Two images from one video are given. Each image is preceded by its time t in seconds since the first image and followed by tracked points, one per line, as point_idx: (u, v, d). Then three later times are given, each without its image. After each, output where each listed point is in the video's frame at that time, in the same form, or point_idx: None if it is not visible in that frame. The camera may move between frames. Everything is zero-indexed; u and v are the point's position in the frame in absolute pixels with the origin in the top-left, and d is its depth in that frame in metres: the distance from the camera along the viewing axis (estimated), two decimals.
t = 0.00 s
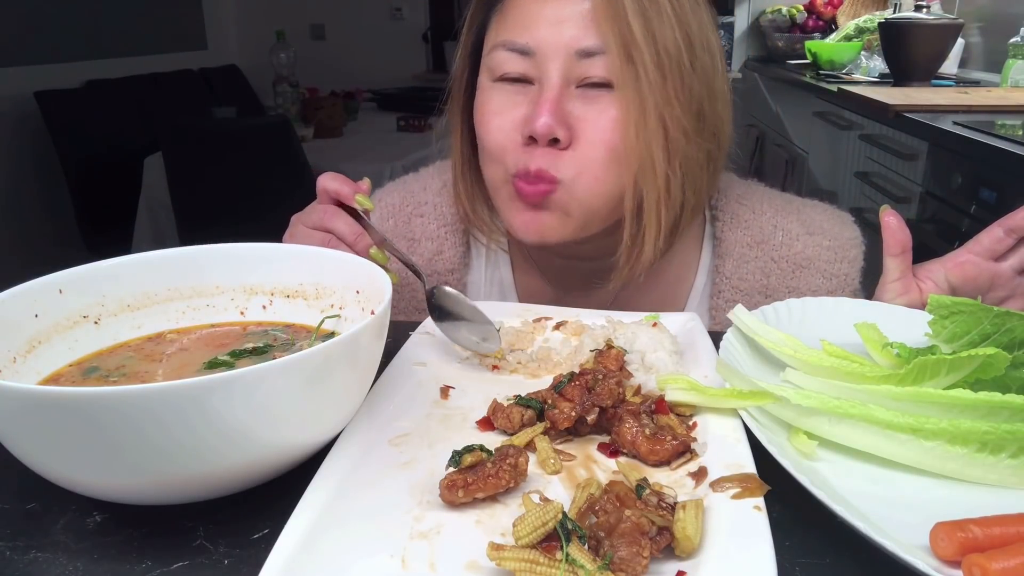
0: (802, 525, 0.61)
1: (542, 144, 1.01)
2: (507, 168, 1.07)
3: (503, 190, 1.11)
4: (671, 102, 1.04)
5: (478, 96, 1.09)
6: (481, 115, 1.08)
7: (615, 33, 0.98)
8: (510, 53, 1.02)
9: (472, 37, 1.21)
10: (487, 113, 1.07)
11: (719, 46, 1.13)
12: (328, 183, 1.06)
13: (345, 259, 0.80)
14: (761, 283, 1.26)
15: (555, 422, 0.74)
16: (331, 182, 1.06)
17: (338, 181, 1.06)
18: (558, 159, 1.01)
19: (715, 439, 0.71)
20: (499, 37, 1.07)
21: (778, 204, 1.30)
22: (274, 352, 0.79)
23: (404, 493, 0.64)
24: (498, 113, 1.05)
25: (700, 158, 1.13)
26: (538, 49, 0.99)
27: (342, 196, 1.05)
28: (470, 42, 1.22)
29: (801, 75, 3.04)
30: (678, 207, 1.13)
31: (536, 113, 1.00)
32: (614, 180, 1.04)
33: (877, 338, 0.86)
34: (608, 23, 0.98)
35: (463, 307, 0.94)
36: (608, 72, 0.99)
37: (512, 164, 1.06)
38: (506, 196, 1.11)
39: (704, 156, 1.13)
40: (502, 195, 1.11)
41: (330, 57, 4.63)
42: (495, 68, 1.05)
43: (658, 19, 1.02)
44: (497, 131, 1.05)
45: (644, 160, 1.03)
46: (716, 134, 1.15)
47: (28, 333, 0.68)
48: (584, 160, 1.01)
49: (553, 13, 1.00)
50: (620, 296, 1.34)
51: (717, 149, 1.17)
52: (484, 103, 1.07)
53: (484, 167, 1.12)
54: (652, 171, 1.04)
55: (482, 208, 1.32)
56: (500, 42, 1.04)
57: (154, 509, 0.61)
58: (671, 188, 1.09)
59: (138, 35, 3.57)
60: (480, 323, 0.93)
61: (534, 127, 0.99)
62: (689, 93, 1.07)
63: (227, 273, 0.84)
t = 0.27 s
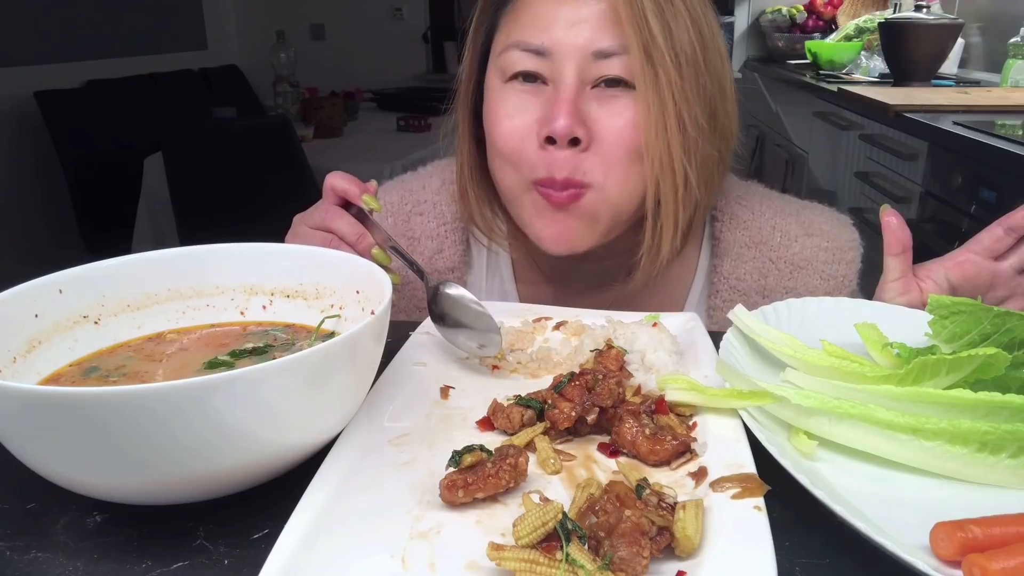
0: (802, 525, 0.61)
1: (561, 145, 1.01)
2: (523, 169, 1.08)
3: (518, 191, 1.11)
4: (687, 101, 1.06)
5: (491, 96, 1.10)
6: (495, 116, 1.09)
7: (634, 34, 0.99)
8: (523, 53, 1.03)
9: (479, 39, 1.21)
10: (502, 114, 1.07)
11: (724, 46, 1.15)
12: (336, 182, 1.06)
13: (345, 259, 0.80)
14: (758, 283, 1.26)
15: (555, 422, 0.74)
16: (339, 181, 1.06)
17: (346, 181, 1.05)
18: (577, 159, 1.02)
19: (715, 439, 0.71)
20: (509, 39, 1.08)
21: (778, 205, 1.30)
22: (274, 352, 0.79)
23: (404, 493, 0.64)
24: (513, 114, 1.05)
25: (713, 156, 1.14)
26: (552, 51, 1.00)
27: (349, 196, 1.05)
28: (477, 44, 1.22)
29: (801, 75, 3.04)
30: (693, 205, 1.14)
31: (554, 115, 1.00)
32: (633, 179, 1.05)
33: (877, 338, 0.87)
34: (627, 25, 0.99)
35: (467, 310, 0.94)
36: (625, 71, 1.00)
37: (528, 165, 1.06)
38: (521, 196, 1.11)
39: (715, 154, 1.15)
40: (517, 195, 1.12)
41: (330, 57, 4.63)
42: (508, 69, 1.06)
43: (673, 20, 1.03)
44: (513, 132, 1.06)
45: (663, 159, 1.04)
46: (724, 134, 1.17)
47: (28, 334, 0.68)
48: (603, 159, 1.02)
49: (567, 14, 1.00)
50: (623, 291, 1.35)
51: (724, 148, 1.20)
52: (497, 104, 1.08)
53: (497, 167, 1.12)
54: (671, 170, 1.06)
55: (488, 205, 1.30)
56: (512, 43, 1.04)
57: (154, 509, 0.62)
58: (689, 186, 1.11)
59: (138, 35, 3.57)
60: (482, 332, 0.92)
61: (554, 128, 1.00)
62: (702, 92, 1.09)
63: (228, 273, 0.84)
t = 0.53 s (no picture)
0: (802, 525, 0.61)
1: (565, 140, 1.02)
2: (526, 163, 1.08)
3: (520, 184, 1.12)
4: (687, 98, 1.08)
5: (495, 91, 1.10)
6: (499, 111, 1.09)
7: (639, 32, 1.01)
8: (530, 50, 1.03)
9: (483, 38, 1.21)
10: (506, 108, 1.07)
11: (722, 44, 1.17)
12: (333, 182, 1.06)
13: (345, 259, 0.80)
14: (745, 275, 1.27)
15: (555, 422, 0.74)
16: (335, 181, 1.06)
17: (341, 180, 1.05)
18: (581, 154, 1.03)
19: (715, 439, 0.71)
20: (514, 35, 1.08)
21: (767, 201, 1.30)
22: (274, 352, 0.79)
23: (404, 493, 0.64)
24: (518, 109, 1.06)
25: (709, 151, 1.17)
26: (559, 48, 1.01)
27: (344, 195, 1.05)
28: (482, 42, 1.22)
29: (801, 75, 3.03)
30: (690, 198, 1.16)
31: (560, 110, 1.01)
32: (633, 172, 1.07)
33: (877, 338, 0.87)
34: (632, 24, 1.01)
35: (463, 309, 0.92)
36: (629, 70, 1.02)
37: (532, 159, 1.07)
38: (523, 188, 1.12)
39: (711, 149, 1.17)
40: (518, 188, 1.12)
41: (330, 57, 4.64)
42: (514, 64, 1.06)
43: (676, 19, 1.05)
44: (517, 126, 1.06)
45: (663, 153, 1.06)
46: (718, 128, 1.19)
47: (28, 333, 0.68)
48: (606, 154, 1.04)
49: (572, 12, 1.01)
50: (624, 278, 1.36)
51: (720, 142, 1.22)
52: (502, 99, 1.08)
53: (499, 161, 1.13)
54: (670, 163, 1.08)
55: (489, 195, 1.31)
56: (517, 39, 1.04)
57: (153, 509, 0.61)
58: (687, 180, 1.13)
59: (138, 35, 3.57)
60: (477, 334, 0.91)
61: (559, 124, 1.00)
62: (701, 89, 1.11)
63: (228, 273, 0.84)
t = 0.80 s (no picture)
0: (802, 524, 0.61)
1: (572, 131, 1.03)
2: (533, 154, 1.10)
3: (527, 175, 1.13)
4: (690, 87, 1.09)
5: (501, 83, 1.11)
6: (506, 103, 1.10)
7: (643, 24, 1.02)
8: (535, 42, 1.04)
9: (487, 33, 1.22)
10: (513, 100, 1.08)
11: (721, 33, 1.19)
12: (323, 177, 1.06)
13: (345, 259, 0.80)
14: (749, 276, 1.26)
15: (555, 422, 0.74)
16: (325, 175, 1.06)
17: (330, 174, 1.06)
18: (588, 144, 1.05)
19: (715, 439, 0.71)
20: (519, 27, 1.09)
21: (768, 206, 1.31)
22: (274, 352, 0.78)
23: (404, 493, 0.64)
24: (524, 101, 1.07)
25: (709, 139, 1.19)
26: (565, 40, 1.02)
27: (334, 189, 1.05)
28: (486, 38, 1.23)
29: (801, 75, 3.03)
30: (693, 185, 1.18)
31: (567, 102, 1.02)
32: (639, 162, 1.09)
33: (877, 338, 0.87)
34: (636, 16, 1.01)
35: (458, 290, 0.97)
36: (633, 61, 1.03)
37: (539, 150, 1.08)
38: (531, 179, 1.13)
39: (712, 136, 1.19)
40: (526, 179, 1.14)
41: (330, 57, 4.64)
42: (520, 57, 1.07)
43: (679, 10, 1.06)
44: (524, 118, 1.07)
45: (668, 143, 1.08)
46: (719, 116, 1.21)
47: (28, 333, 0.68)
48: (612, 144, 1.05)
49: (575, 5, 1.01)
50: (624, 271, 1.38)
51: (719, 130, 1.24)
52: (508, 91, 1.09)
53: (507, 152, 1.14)
54: (675, 152, 1.09)
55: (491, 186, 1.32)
56: (523, 31, 1.05)
57: (153, 509, 0.61)
58: (690, 167, 1.15)
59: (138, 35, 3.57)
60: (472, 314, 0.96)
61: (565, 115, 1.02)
62: (703, 78, 1.12)
63: (228, 273, 0.84)
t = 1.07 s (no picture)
0: (802, 524, 0.61)
1: (570, 117, 1.04)
2: (532, 142, 1.11)
3: (526, 161, 1.14)
4: (685, 71, 1.10)
5: (498, 72, 1.12)
6: (503, 91, 1.11)
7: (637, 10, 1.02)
8: (530, 30, 1.04)
9: (481, 22, 1.23)
10: (510, 87, 1.09)
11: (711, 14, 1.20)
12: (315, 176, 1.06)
13: (345, 259, 0.80)
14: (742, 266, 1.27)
15: (555, 422, 0.74)
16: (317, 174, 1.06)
17: (322, 172, 1.05)
18: (586, 130, 1.06)
19: (715, 439, 0.71)
20: (514, 16, 1.10)
21: (765, 200, 1.33)
22: (274, 352, 0.78)
23: (404, 493, 0.64)
24: (522, 88, 1.08)
25: (704, 121, 1.20)
26: (559, 27, 1.02)
27: (326, 186, 1.05)
28: (479, 30, 1.24)
29: (801, 74, 3.03)
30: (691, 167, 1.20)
31: (563, 89, 1.03)
32: (637, 147, 1.10)
33: (877, 338, 0.87)
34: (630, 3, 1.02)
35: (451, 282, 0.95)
36: (628, 46, 1.03)
37: (538, 137, 1.09)
38: (530, 166, 1.14)
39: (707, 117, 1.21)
40: (525, 164, 1.15)
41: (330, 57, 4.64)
42: (516, 45, 1.07)
43: None
44: (522, 104, 1.08)
45: (665, 127, 1.09)
46: (711, 96, 1.23)
47: (28, 333, 0.68)
48: (609, 129, 1.06)
49: None
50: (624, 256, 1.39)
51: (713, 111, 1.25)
52: (506, 79, 1.10)
53: (505, 140, 1.15)
54: (672, 135, 1.11)
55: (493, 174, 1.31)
56: (518, 20, 1.06)
57: (153, 509, 0.62)
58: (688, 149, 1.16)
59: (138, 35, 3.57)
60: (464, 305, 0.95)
61: (563, 102, 1.02)
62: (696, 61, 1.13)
63: (228, 273, 0.84)
